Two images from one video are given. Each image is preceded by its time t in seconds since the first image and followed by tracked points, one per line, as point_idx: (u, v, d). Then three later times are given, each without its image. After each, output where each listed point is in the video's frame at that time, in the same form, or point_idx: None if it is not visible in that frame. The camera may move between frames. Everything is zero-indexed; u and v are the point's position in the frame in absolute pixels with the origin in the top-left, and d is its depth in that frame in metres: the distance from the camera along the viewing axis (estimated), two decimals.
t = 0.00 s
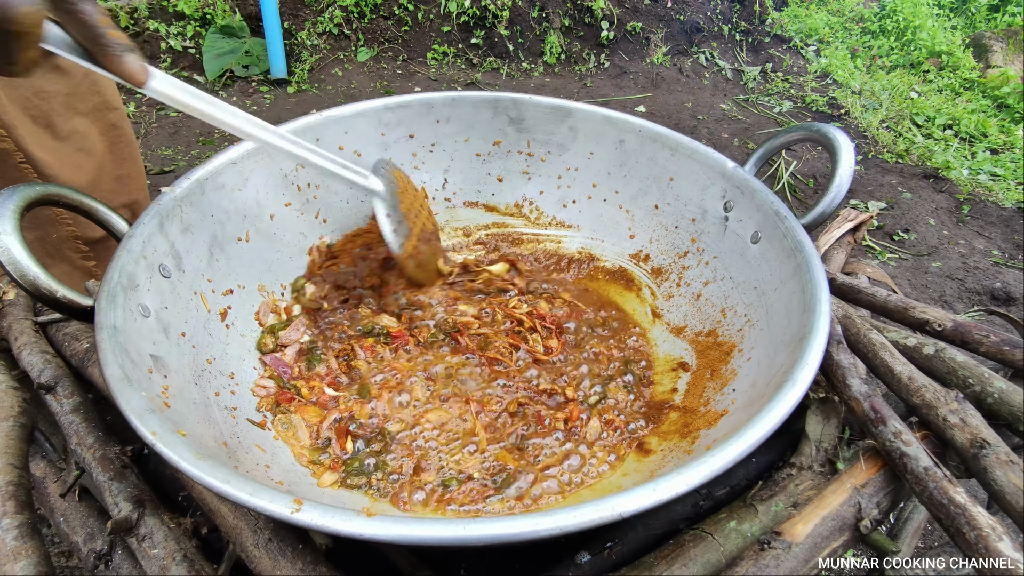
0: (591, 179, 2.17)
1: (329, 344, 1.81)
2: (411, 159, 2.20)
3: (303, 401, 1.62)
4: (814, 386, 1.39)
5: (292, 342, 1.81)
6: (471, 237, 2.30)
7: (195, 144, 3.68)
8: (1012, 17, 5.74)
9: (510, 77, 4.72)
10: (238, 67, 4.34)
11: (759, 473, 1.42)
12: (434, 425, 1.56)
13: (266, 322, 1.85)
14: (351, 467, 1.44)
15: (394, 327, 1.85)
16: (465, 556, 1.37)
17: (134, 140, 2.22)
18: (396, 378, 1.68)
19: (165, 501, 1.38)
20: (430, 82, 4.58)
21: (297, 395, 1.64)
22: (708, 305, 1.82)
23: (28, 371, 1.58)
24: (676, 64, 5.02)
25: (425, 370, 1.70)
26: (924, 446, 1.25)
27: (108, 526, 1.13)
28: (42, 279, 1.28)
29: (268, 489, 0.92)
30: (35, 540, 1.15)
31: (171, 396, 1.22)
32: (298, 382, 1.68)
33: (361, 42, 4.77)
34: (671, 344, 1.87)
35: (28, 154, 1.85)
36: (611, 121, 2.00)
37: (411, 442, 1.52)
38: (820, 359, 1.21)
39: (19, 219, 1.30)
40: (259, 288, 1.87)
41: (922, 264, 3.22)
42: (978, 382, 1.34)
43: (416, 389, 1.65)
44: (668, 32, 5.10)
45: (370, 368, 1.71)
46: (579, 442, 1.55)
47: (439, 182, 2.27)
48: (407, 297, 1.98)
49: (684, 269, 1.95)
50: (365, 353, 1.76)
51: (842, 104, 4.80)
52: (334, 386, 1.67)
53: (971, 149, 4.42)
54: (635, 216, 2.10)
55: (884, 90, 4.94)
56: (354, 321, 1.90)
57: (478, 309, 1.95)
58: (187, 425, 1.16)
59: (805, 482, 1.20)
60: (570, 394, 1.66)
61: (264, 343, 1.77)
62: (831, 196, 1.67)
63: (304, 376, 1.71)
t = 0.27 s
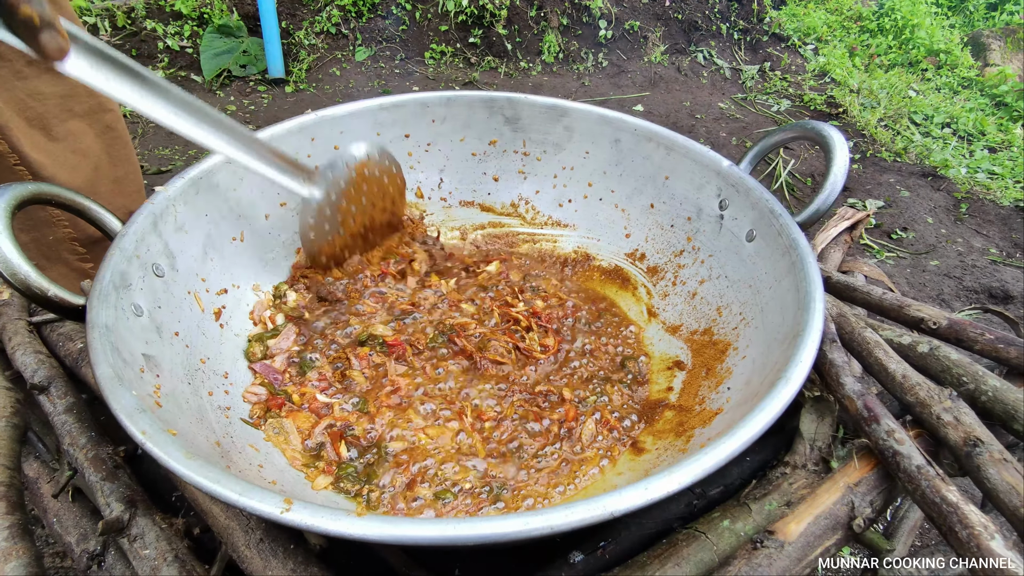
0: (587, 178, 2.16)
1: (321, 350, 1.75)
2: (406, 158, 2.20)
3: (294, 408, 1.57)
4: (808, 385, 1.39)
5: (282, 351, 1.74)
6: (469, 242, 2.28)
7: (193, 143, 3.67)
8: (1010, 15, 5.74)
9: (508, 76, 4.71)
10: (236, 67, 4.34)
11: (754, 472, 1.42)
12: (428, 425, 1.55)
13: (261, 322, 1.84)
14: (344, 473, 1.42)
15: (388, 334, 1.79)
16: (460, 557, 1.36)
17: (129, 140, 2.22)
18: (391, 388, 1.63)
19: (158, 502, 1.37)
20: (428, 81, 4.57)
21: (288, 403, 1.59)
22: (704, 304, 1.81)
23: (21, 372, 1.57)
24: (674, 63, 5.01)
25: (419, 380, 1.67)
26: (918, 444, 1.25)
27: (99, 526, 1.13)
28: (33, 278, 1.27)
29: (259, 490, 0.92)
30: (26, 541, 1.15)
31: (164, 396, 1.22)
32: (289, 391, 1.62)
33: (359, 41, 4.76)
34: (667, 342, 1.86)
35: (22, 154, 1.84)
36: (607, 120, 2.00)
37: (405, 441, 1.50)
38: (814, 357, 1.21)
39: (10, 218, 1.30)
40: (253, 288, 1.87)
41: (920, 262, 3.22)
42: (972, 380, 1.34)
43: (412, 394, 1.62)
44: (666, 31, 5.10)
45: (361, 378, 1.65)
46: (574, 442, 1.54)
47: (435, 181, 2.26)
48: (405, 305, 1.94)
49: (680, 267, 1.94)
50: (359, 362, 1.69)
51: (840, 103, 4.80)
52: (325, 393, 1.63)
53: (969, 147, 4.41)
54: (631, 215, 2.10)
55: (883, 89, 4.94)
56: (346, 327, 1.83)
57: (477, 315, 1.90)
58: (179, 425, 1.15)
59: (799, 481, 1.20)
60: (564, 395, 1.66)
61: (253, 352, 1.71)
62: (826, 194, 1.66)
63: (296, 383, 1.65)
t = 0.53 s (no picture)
0: (581, 176, 2.16)
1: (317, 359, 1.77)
2: (400, 156, 2.19)
3: (283, 412, 1.58)
4: (799, 383, 1.39)
5: (280, 357, 1.75)
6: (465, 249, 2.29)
7: (190, 143, 3.67)
8: (1007, 13, 5.74)
9: (505, 75, 4.71)
10: (233, 67, 4.33)
11: (745, 470, 1.42)
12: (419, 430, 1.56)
13: (253, 322, 1.84)
14: (331, 482, 1.40)
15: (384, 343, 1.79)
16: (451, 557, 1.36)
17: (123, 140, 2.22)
18: (382, 398, 1.64)
19: (148, 501, 1.37)
20: (426, 81, 4.56)
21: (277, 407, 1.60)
22: (697, 302, 1.81)
23: (13, 372, 1.57)
24: (672, 62, 5.01)
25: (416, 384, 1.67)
26: (908, 441, 1.25)
27: (88, 526, 1.13)
28: (21, 278, 1.28)
29: (245, 489, 0.92)
30: (14, 541, 1.14)
31: (153, 396, 1.22)
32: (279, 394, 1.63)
33: (356, 41, 4.76)
34: (660, 341, 1.86)
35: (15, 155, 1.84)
36: (601, 118, 2.00)
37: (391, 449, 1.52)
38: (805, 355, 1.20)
39: None
40: (246, 287, 1.87)
41: (917, 261, 3.21)
42: (963, 377, 1.34)
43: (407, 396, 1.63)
44: (663, 30, 5.09)
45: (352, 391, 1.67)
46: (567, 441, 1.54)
47: (429, 179, 2.26)
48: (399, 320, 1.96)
49: (674, 266, 1.94)
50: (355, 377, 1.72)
51: (838, 102, 4.80)
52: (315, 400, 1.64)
53: (966, 145, 4.41)
54: (625, 213, 2.09)
55: (880, 87, 4.94)
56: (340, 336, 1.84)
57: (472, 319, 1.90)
58: (167, 424, 1.15)
59: (790, 479, 1.20)
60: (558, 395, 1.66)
61: (247, 352, 1.72)
62: (819, 191, 1.66)
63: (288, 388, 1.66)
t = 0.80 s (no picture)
0: (577, 175, 2.16)
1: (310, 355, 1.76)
2: (396, 155, 2.19)
3: (279, 411, 1.57)
4: (794, 381, 1.39)
5: (276, 356, 1.75)
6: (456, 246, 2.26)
7: (187, 143, 3.66)
8: (1005, 11, 5.73)
9: (503, 74, 4.70)
10: (231, 66, 4.33)
11: (739, 468, 1.42)
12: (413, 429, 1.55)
13: (249, 321, 1.84)
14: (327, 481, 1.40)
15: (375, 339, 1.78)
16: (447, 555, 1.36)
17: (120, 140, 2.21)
18: (376, 394, 1.63)
19: (142, 501, 1.37)
20: (423, 80, 4.56)
21: (273, 406, 1.59)
22: (693, 300, 1.81)
23: (8, 372, 1.57)
24: (670, 61, 5.01)
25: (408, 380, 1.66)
26: (902, 439, 1.25)
27: (80, 525, 1.13)
28: (13, 278, 1.28)
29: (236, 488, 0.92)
30: (7, 540, 1.14)
31: (146, 395, 1.22)
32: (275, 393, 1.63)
33: (354, 40, 4.75)
34: (656, 340, 1.86)
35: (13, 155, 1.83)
36: (597, 117, 2.00)
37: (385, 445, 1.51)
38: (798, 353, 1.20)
39: None
40: (241, 286, 1.87)
41: (914, 259, 3.22)
42: (957, 374, 1.34)
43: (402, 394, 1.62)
44: (661, 29, 5.09)
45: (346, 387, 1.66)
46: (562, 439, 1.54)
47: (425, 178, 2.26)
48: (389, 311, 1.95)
49: (669, 264, 1.94)
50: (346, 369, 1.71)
51: (836, 100, 4.80)
52: (310, 399, 1.62)
53: (964, 144, 4.41)
54: (621, 212, 2.09)
55: (878, 86, 4.94)
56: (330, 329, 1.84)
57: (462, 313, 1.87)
58: (160, 424, 1.15)
59: (784, 476, 1.20)
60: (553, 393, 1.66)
61: (243, 352, 1.72)
62: (813, 189, 1.66)
63: (282, 386, 1.66)
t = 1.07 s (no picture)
0: (573, 172, 2.15)
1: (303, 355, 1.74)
2: (391, 153, 2.18)
3: (271, 410, 1.57)
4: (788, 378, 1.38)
5: (268, 354, 1.73)
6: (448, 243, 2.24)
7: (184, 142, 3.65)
8: (1004, 9, 5.72)
9: (501, 72, 4.69)
10: (228, 64, 4.31)
11: (733, 466, 1.41)
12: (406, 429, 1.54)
13: (242, 319, 1.83)
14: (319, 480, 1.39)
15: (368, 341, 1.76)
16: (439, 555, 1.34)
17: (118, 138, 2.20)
18: (369, 396, 1.62)
19: (132, 500, 1.36)
20: (420, 78, 4.54)
21: (264, 405, 1.58)
22: (688, 298, 1.80)
23: None
24: (668, 59, 5.00)
25: (401, 379, 1.65)
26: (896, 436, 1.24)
27: (68, 525, 1.12)
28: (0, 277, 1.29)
29: (222, 487, 0.91)
30: None
31: (135, 393, 1.21)
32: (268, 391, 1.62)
33: (351, 38, 4.73)
34: (651, 337, 1.85)
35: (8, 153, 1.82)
36: (592, 113, 1.98)
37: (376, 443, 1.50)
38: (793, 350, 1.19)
39: None
40: (234, 284, 1.86)
41: (912, 257, 3.21)
42: (952, 371, 1.34)
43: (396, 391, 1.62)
44: (659, 27, 5.08)
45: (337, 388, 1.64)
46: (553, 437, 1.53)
47: (420, 176, 2.25)
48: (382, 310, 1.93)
49: (665, 261, 1.93)
50: (339, 371, 1.69)
51: (834, 98, 4.79)
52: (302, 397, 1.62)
53: (963, 141, 4.40)
54: (617, 209, 2.08)
55: (876, 83, 4.93)
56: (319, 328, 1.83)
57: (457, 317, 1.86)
58: (149, 422, 1.14)
59: (777, 474, 1.19)
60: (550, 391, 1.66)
61: (235, 350, 1.71)
62: (809, 185, 1.65)
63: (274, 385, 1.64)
